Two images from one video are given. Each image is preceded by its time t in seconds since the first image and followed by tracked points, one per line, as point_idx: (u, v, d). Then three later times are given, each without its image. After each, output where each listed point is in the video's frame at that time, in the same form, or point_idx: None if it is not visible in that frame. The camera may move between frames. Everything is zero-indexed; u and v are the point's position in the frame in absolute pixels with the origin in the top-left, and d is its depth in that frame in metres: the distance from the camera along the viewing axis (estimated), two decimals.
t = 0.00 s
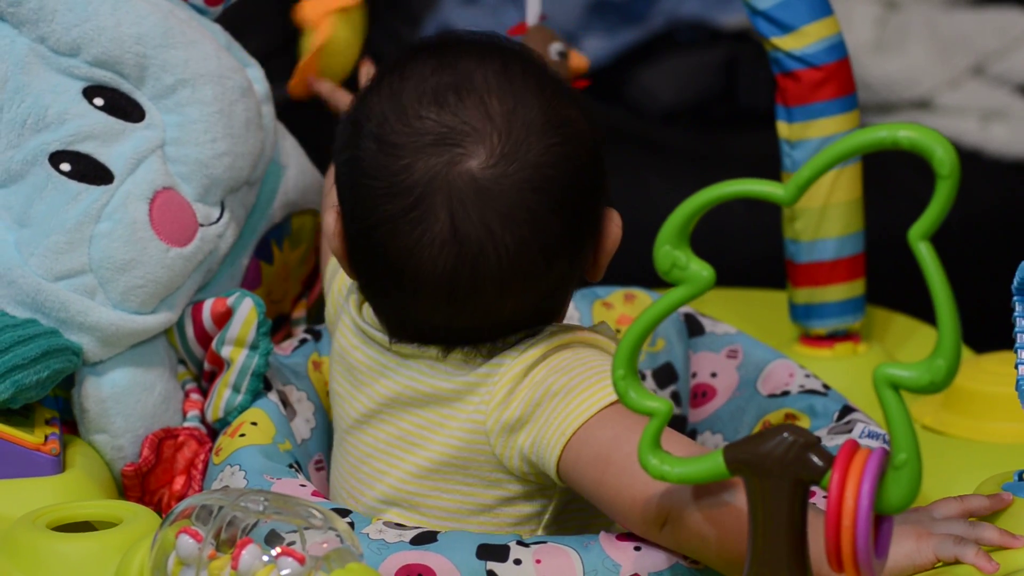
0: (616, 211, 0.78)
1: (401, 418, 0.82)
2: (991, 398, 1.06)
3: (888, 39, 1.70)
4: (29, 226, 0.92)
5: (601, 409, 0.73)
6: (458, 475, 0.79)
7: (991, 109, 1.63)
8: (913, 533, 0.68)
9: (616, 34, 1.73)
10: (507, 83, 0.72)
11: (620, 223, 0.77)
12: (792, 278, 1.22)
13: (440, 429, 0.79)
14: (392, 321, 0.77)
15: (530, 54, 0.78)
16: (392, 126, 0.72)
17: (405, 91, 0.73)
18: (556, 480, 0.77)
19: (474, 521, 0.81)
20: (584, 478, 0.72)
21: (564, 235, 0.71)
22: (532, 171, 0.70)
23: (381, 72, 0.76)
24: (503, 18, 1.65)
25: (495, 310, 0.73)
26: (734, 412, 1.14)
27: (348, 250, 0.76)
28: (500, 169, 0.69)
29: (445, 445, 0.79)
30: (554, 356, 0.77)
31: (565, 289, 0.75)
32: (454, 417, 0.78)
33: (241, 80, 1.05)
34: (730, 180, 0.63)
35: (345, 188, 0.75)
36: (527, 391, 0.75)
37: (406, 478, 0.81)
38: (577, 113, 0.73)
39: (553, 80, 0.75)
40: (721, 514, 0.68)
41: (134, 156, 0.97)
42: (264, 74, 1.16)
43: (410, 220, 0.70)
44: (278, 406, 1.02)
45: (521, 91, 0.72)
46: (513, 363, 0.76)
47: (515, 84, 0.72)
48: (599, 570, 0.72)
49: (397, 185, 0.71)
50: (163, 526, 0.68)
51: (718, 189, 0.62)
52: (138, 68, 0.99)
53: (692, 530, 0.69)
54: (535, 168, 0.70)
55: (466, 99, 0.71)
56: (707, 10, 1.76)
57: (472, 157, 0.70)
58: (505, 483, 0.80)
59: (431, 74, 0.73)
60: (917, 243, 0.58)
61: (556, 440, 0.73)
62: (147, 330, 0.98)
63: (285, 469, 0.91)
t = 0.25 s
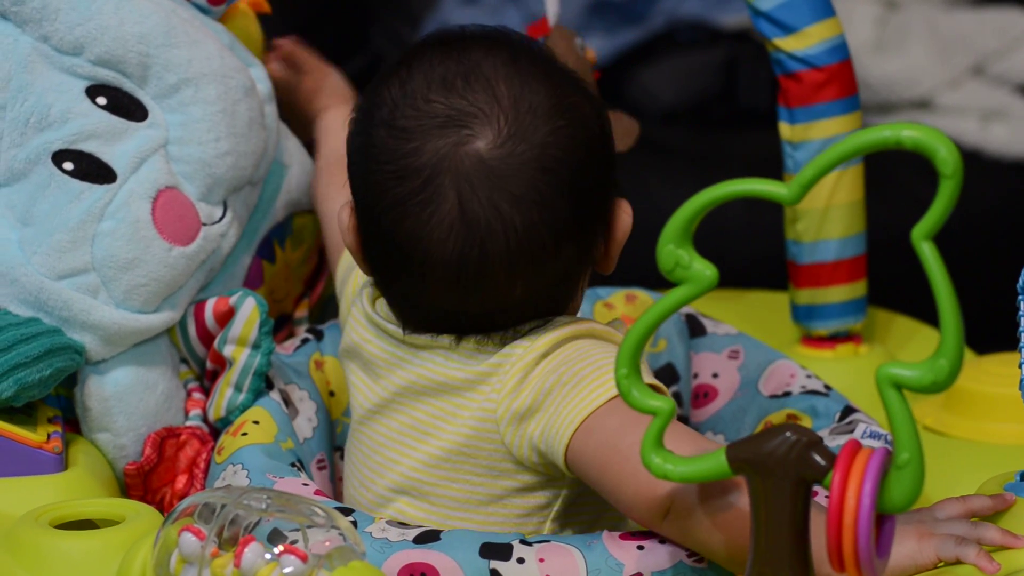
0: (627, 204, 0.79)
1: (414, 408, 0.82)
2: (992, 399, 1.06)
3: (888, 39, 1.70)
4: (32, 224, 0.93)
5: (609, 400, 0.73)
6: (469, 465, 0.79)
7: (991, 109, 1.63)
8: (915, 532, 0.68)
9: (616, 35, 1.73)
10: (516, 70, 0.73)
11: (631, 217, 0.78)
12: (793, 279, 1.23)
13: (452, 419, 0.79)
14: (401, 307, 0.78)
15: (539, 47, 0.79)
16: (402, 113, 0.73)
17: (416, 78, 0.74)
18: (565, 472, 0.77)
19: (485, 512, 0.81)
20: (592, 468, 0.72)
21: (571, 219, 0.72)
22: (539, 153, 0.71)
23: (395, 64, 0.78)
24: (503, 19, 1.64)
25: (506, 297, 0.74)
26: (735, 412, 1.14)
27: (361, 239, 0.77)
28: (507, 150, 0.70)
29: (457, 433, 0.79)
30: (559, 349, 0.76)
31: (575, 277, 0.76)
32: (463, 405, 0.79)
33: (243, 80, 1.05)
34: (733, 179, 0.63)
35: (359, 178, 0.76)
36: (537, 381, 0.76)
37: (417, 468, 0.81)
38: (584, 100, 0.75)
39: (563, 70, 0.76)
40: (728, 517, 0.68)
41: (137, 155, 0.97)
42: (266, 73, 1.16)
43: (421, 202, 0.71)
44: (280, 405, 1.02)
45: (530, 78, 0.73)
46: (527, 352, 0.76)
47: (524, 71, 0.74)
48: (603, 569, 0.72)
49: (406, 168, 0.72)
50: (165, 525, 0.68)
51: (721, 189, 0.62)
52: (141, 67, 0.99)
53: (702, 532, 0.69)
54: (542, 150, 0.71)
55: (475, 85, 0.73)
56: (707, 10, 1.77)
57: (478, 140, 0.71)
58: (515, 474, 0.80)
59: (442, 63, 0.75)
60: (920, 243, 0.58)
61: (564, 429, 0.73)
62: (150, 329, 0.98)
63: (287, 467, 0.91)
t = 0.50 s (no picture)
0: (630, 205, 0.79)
1: (417, 404, 0.82)
2: (989, 398, 1.06)
3: (888, 39, 1.70)
4: (28, 226, 0.93)
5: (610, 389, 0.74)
6: (471, 458, 0.80)
7: (992, 109, 1.63)
8: (911, 532, 0.68)
9: (615, 34, 1.74)
10: (531, 68, 0.74)
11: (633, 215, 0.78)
12: (790, 278, 1.22)
13: (455, 416, 0.80)
14: (408, 301, 0.78)
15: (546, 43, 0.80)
16: (419, 109, 0.73)
17: (431, 75, 0.75)
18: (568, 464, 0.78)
19: (485, 505, 0.81)
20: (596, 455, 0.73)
21: (584, 217, 0.73)
22: (557, 152, 0.71)
23: (402, 60, 0.78)
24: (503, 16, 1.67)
25: (516, 293, 0.74)
26: (731, 412, 1.13)
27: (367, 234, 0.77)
28: (525, 147, 0.71)
29: (460, 426, 0.80)
30: (567, 344, 0.78)
31: (581, 273, 0.76)
32: (472, 399, 0.79)
33: (239, 80, 1.05)
34: (728, 179, 0.63)
35: (363, 174, 0.76)
36: (543, 374, 0.77)
37: (417, 462, 0.82)
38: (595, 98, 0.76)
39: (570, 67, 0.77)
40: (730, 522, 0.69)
41: (132, 155, 0.97)
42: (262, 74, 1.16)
43: (438, 199, 0.71)
44: (275, 405, 1.02)
45: (544, 75, 0.74)
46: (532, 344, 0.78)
47: (538, 69, 0.74)
48: (601, 569, 0.72)
49: (422, 166, 0.72)
50: (161, 526, 0.68)
51: (717, 188, 0.62)
52: (136, 67, 0.99)
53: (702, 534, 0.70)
54: (559, 149, 0.71)
55: (491, 83, 0.73)
56: (706, 10, 1.77)
57: (498, 137, 0.71)
58: (518, 468, 0.80)
59: (455, 60, 0.75)
60: (915, 242, 0.59)
61: (568, 416, 0.74)
62: (145, 329, 0.98)
63: (283, 468, 0.91)
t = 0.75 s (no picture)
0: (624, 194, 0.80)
1: (434, 410, 0.83)
2: (989, 398, 1.06)
3: (889, 39, 1.70)
4: (29, 225, 0.92)
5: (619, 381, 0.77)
6: (486, 450, 0.82)
7: (991, 109, 1.63)
8: (913, 530, 0.68)
9: (616, 35, 1.74)
10: (537, 75, 0.74)
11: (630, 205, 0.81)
12: (790, 278, 1.23)
13: (471, 412, 0.82)
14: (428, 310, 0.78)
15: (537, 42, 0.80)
16: (431, 126, 0.73)
17: (437, 88, 0.74)
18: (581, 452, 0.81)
19: (497, 493, 0.83)
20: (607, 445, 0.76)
21: (598, 219, 0.74)
22: (572, 157, 0.72)
23: (399, 71, 0.77)
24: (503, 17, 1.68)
25: (532, 296, 0.75)
26: (730, 411, 1.14)
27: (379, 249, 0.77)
28: (545, 157, 0.71)
29: (473, 415, 0.82)
30: (590, 332, 0.81)
31: (588, 273, 0.76)
32: (489, 390, 0.81)
33: (238, 79, 1.05)
34: (729, 177, 0.63)
35: (372, 194, 0.75)
36: (557, 366, 0.79)
37: (428, 452, 0.83)
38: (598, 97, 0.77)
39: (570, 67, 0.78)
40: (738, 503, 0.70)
41: (134, 154, 0.97)
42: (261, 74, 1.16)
43: (465, 218, 0.71)
44: (275, 403, 1.03)
45: (550, 80, 0.74)
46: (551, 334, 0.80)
47: (544, 75, 0.74)
48: (606, 567, 0.72)
49: (442, 184, 0.71)
50: (162, 524, 0.68)
51: (718, 186, 0.62)
52: (137, 67, 0.99)
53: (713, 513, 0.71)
54: (577, 156, 0.72)
55: (500, 95, 0.73)
56: (706, 10, 1.77)
57: (518, 148, 0.71)
58: (531, 456, 0.82)
59: (458, 71, 0.75)
60: (915, 239, 0.59)
61: (579, 404, 0.77)
62: (146, 328, 0.98)
63: (284, 467, 0.91)
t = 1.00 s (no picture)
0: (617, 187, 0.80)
1: (444, 421, 0.83)
2: (988, 397, 1.06)
3: (889, 39, 1.71)
4: (27, 224, 0.93)
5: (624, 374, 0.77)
6: (490, 442, 0.82)
7: (992, 109, 1.63)
8: (912, 529, 0.68)
9: (616, 35, 1.76)
10: (541, 84, 0.74)
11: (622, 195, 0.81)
12: (788, 279, 1.23)
13: (477, 411, 0.82)
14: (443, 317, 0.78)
15: (529, 40, 0.79)
16: (443, 147, 0.72)
17: (442, 105, 0.73)
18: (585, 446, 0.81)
19: (500, 484, 0.83)
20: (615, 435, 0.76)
21: (608, 221, 0.74)
22: (585, 165, 0.72)
23: (397, 85, 0.76)
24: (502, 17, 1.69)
25: (544, 302, 0.75)
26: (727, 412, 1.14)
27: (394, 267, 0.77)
28: (561, 170, 0.71)
29: (478, 409, 0.82)
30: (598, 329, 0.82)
31: (593, 275, 0.76)
32: (496, 388, 0.81)
33: (235, 79, 1.05)
34: (727, 174, 0.63)
35: (384, 209, 0.75)
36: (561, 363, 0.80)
37: (432, 447, 0.84)
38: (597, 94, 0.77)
39: (567, 65, 0.78)
40: (735, 497, 0.69)
41: (131, 154, 0.97)
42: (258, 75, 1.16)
43: (483, 237, 0.71)
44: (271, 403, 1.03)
45: (555, 86, 0.74)
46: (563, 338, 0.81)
47: (548, 83, 0.74)
48: (606, 565, 0.72)
49: (460, 203, 0.71)
50: (160, 522, 0.68)
51: (715, 184, 0.63)
52: (135, 67, 0.99)
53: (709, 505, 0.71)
54: (590, 163, 0.72)
55: (508, 109, 0.72)
56: (707, 10, 1.79)
57: (534, 162, 0.71)
58: (536, 450, 0.83)
59: (462, 85, 0.73)
60: (912, 236, 0.59)
61: (585, 396, 0.77)
62: (145, 327, 0.98)
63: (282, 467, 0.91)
